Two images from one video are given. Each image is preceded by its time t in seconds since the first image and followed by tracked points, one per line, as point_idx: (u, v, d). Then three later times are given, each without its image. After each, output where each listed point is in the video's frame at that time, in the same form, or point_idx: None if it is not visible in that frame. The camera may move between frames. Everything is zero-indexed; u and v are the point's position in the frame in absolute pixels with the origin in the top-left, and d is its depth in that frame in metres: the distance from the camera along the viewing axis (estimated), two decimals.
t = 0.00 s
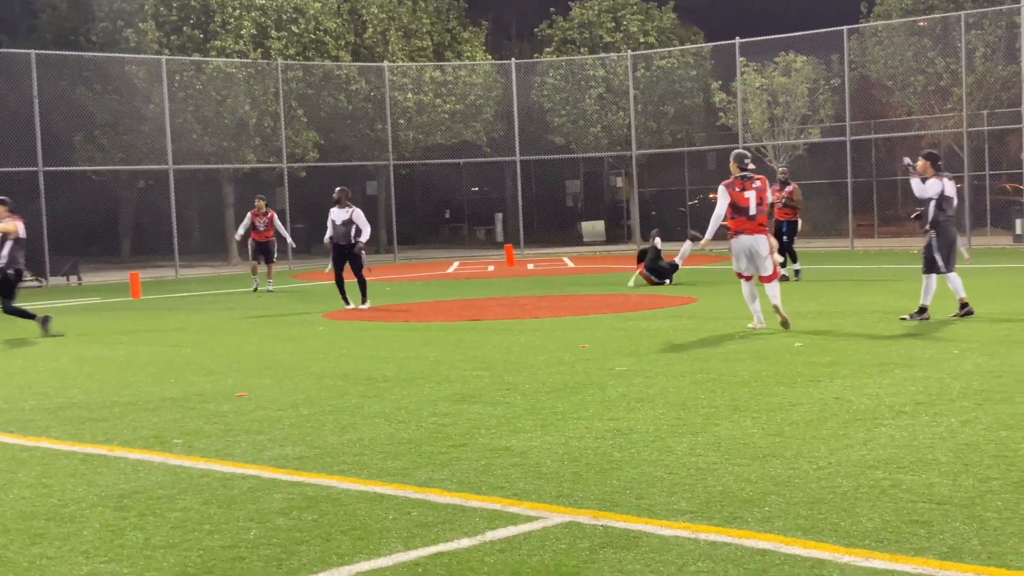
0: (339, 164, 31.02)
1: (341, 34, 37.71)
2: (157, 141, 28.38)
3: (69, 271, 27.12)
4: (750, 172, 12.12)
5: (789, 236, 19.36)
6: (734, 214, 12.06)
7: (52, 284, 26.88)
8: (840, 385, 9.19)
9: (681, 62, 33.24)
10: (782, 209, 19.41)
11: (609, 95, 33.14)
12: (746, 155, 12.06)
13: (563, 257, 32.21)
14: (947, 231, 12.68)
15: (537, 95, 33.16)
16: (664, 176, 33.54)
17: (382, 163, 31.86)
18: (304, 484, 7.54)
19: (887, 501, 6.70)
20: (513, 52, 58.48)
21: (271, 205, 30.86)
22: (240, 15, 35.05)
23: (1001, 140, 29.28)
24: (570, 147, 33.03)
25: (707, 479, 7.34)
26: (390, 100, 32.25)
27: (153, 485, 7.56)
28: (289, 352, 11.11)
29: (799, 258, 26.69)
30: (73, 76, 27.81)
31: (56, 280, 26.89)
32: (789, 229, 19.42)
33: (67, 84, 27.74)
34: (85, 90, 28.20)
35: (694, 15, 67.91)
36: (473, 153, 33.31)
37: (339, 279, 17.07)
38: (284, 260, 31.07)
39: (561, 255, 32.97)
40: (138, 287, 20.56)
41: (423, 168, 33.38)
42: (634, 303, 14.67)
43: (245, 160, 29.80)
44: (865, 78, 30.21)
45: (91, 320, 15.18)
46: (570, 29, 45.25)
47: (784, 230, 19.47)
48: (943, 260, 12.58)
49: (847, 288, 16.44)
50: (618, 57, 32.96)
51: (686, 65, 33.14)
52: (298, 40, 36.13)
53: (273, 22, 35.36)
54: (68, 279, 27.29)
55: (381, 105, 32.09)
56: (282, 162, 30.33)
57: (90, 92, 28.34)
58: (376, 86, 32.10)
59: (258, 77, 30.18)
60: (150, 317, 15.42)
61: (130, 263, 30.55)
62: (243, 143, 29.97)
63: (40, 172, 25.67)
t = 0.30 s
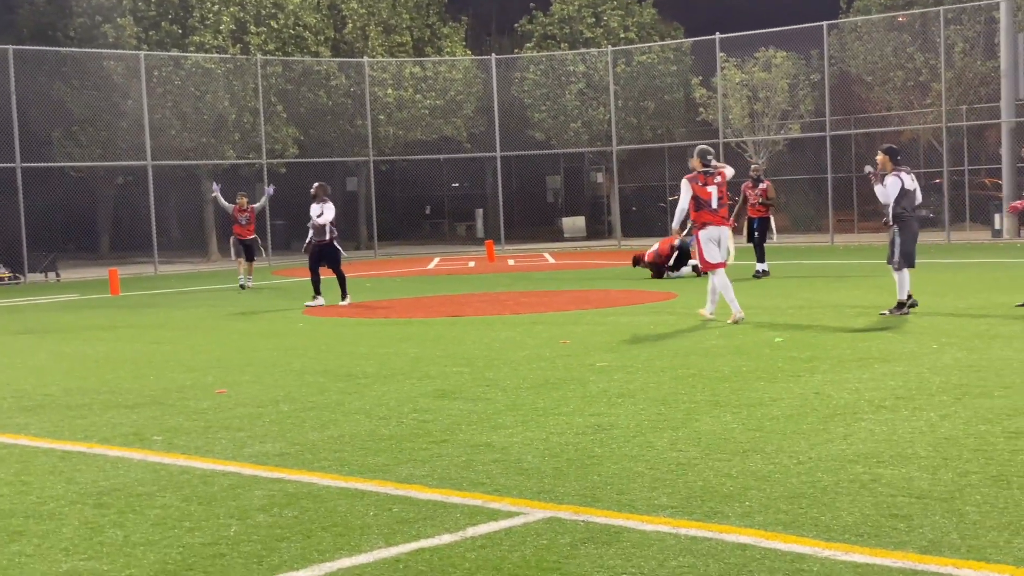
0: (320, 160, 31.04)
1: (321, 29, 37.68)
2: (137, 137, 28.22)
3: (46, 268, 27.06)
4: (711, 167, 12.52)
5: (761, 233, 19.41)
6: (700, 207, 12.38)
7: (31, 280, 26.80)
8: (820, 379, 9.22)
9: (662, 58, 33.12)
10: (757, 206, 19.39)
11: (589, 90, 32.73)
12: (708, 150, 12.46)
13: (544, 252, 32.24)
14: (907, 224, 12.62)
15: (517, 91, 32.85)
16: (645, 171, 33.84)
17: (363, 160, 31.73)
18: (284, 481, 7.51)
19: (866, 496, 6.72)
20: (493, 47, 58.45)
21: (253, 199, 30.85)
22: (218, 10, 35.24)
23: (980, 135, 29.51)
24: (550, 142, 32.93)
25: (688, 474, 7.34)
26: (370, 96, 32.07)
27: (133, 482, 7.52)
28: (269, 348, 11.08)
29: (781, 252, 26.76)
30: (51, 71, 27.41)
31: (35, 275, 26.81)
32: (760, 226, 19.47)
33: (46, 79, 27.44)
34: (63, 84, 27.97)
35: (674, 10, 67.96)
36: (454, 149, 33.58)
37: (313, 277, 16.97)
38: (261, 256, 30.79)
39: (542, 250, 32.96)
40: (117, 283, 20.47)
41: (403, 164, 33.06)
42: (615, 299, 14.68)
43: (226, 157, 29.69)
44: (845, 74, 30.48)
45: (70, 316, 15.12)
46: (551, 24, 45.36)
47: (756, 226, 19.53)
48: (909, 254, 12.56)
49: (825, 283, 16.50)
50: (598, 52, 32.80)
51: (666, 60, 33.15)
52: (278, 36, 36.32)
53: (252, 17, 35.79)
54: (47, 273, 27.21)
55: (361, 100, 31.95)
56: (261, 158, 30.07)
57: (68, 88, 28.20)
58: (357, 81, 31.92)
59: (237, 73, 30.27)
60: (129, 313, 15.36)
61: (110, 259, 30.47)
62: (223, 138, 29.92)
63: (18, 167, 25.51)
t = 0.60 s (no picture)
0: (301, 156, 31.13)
1: (303, 26, 37.67)
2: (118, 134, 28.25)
3: (28, 266, 26.83)
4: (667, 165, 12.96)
5: (738, 228, 19.48)
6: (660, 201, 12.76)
7: (12, 278, 26.59)
8: (803, 375, 9.24)
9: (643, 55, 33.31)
10: (732, 201, 19.54)
11: (572, 87, 32.78)
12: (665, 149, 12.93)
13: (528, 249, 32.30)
14: (881, 218, 12.41)
15: (500, 88, 33.07)
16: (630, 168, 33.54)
17: (345, 156, 32.03)
18: (268, 479, 7.49)
19: (849, 491, 6.73)
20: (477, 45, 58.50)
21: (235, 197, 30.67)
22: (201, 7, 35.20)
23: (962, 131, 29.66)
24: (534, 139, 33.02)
25: (671, 471, 7.34)
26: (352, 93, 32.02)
27: (115, 481, 7.48)
28: (250, 346, 11.05)
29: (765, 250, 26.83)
30: (32, 69, 27.18)
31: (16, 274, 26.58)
32: (737, 222, 19.55)
33: (27, 77, 27.35)
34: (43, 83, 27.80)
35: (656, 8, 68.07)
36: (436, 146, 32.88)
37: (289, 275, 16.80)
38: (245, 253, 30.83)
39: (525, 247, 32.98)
40: (98, 281, 20.35)
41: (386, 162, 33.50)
42: (599, 295, 14.70)
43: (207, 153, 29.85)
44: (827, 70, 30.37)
45: (51, 315, 15.04)
46: (534, 21, 45.49)
47: (733, 223, 19.60)
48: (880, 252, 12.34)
49: (807, 279, 16.57)
50: (581, 50, 32.99)
51: (648, 57, 33.44)
52: (260, 33, 36.43)
53: (234, 14, 35.88)
54: (27, 272, 26.93)
55: (343, 97, 32.25)
56: (242, 155, 30.04)
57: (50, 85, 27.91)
58: (339, 78, 32.12)
59: (219, 70, 30.22)
60: (109, 311, 15.28)
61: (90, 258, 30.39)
62: (205, 136, 30.02)
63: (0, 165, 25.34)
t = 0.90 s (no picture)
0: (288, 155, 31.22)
1: (288, 25, 37.60)
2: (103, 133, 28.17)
3: (13, 265, 26.66)
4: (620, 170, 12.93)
5: (716, 230, 19.47)
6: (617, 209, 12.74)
7: None
8: (789, 373, 9.25)
9: (631, 53, 32.80)
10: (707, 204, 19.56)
11: (558, 86, 33.21)
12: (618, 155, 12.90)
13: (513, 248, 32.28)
14: (850, 221, 12.69)
15: (486, 87, 33.18)
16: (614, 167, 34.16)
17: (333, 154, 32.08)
18: (253, 479, 7.47)
19: (834, 489, 6.73)
20: (462, 44, 58.48)
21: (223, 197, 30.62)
22: (186, 6, 35.18)
23: (946, 131, 29.75)
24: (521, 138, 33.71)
25: (657, 470, 7.33)
26: (339, 92, 32.24)
27: (100, 481, 7.45)
28: (235, 346, 11.02)
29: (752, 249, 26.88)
30: (16, 68, 27.06)
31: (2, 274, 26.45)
32: (714, 224, 19.56)
33: (12, 77, 27.21)
34: (27, 82, 27.65)
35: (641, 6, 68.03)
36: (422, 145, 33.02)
37: (268, 277, 16.65)
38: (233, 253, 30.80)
39: (511, 246, 32.97)
40: (84, 280, 20.28)
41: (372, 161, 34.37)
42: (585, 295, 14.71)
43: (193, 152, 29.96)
44: (812, 70, 30.39)
45: (35, 314, 14.99)
46: (520, 21, 45.46)
47: (709, 224, 19.58)
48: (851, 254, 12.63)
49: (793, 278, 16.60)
50: (566, 49, 33.09)
51: (635, 56, 32.86)
52: (245, 32, 36.41)
53: (219, 13, 35.82)
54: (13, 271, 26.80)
55: (330, 97, 32.17)
56: (228, 154, 30.04)
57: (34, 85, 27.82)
58: (325, 78, 32.15)
59: (204, 69, 30.09)
60: (93, 311, 15.23)
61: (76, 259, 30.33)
62: (190, 135, 30.11)
63: None
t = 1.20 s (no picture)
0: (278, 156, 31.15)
1: (279, 26, 37.57)
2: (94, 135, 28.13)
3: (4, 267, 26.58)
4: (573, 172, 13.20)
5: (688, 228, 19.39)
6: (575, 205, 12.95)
7: None
8: (779, 374, 9.25)
9: (621, 54, 33.27)
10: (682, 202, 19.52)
11: (549, 87, 33.40)
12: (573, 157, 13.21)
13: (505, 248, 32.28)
14: (828, 220, 12.89)
15: (478, 88, 32.63)
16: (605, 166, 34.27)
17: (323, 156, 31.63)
18: (244, 480, 7.45)
19: (824, 489, 6.72)
20: (453, 44, 58.46)
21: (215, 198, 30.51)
22: (176, 7, 35.18)
23: (937, 130, 29.80)
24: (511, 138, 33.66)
25: (648, 470, 7.33)
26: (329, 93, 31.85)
27: (90, 483, 7.43)
28: (225, 348, 11.01)
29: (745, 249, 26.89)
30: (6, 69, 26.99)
31: None
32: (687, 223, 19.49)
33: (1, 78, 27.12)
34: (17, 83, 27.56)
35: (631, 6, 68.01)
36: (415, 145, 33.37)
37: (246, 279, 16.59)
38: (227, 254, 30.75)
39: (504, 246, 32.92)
40: (74, 283, 20.22)
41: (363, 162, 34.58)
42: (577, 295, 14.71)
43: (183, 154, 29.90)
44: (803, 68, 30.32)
45: (25, 316, 14.96)
46: (510, 21, 45.48)
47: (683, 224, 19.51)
48: (830, 251, 12.75)
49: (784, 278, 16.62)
50: (558, 49, 33.10)
51: (625, 56, 33.39)
52: (236, 33, 36.43)
53: (209, 14, 35.80)
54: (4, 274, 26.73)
55: (321, 98, 31.72)
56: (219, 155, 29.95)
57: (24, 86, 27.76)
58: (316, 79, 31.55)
59: (194, 70, 30.18)
60: (84, 313, 15.21)
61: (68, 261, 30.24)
62: (181, 136, 30.01)
63: None
